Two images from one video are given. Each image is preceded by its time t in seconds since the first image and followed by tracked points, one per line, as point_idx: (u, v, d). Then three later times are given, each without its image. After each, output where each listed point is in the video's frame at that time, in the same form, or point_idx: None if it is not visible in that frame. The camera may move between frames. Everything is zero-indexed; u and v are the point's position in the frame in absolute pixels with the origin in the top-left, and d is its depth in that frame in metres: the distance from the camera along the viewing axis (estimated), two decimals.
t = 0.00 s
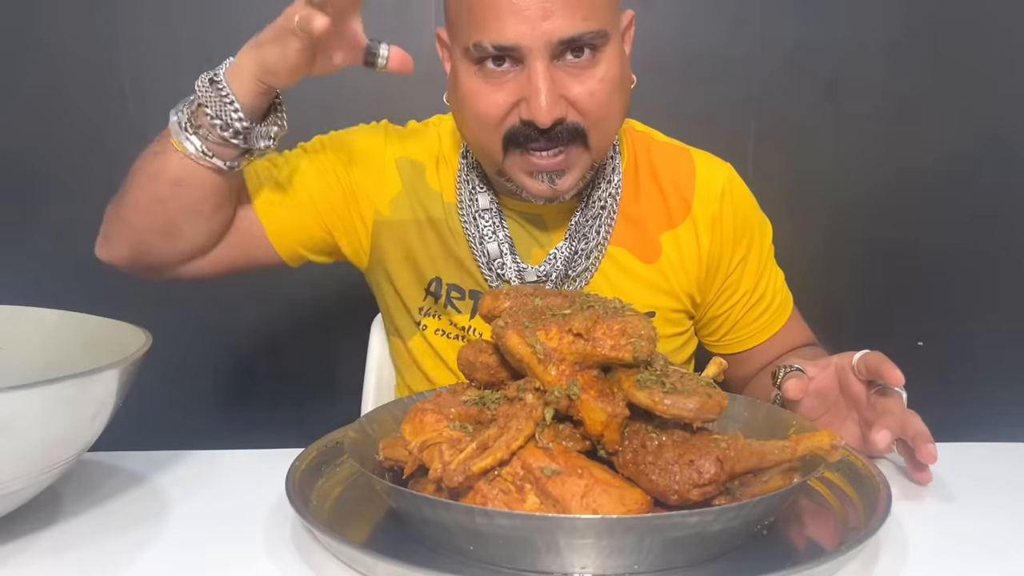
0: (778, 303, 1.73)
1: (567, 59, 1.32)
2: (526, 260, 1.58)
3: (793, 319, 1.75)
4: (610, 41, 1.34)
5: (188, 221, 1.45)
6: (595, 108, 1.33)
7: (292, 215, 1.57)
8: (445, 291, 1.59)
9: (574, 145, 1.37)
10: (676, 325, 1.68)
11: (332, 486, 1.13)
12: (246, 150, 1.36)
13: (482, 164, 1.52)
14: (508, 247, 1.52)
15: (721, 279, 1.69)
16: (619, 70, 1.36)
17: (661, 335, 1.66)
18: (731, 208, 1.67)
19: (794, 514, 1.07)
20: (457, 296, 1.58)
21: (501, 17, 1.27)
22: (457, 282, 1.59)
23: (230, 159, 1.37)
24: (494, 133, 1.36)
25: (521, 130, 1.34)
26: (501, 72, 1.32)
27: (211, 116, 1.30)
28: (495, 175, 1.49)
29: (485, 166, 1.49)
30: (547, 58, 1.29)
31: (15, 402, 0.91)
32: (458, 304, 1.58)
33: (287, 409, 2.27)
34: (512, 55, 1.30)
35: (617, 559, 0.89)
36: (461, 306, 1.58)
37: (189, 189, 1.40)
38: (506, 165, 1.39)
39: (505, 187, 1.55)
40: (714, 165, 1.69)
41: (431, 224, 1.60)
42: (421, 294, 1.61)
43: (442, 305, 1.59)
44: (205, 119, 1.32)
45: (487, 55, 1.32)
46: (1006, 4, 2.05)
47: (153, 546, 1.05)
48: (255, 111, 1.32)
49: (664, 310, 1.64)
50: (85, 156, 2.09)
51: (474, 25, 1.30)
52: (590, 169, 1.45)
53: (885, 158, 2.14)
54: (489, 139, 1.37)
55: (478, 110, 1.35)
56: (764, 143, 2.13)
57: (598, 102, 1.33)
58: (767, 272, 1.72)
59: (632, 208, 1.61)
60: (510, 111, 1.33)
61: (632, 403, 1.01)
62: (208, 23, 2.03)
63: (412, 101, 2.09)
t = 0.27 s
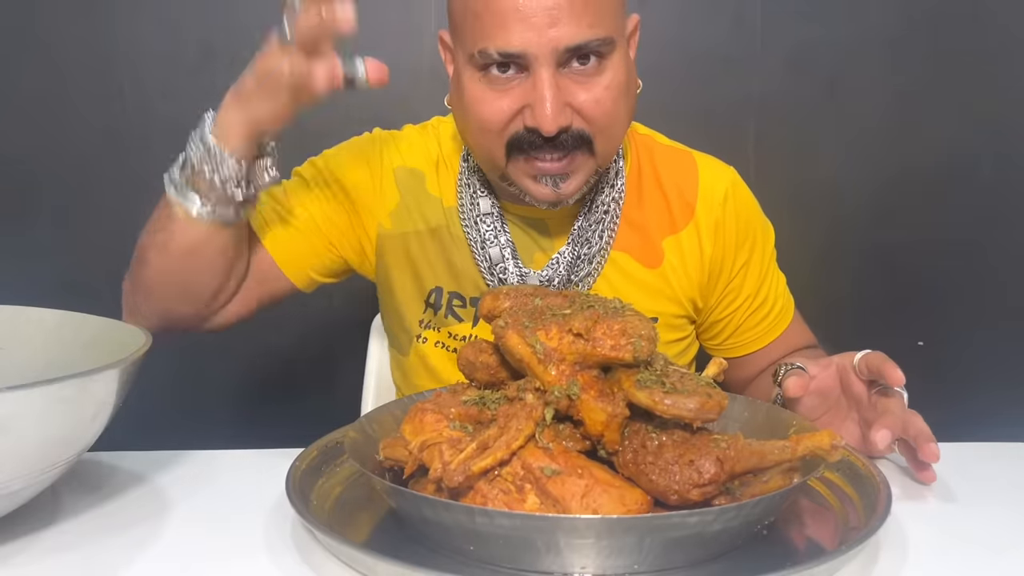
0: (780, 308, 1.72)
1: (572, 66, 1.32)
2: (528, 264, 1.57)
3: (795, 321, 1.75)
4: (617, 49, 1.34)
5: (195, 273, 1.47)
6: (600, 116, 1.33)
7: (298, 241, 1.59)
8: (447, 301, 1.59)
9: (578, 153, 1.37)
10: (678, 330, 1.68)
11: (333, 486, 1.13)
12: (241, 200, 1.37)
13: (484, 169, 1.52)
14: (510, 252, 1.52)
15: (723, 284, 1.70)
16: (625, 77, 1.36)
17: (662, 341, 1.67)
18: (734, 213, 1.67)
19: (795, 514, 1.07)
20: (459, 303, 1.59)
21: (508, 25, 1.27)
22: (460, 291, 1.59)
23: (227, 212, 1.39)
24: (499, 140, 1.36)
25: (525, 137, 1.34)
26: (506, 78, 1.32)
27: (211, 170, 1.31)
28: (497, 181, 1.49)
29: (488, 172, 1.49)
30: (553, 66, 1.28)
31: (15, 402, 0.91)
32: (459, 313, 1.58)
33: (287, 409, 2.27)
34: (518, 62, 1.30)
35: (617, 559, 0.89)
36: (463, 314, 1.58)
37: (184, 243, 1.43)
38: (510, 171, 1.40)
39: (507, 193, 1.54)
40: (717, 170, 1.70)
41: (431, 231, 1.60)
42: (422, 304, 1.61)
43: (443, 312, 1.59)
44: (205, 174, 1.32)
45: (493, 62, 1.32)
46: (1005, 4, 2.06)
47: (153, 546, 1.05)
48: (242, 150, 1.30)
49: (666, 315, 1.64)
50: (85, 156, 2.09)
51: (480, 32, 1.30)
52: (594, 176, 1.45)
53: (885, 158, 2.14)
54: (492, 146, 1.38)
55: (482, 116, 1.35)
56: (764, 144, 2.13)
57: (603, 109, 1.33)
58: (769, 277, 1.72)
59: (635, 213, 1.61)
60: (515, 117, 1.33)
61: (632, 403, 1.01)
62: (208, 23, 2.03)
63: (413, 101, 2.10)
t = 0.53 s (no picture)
0: (780, 309, 1.72)
1: (576, 64, 1.32)
2: (529, 263, 1.58)
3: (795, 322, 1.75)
4: (620, 48, 1.34)
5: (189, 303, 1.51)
6: (603, 115, 1.33)
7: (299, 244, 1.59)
8: (449, 306, 1.59)
9: (580, 153, 1.37)
10: (679, 331, 1.69)
11: (333, 486, 1.13)
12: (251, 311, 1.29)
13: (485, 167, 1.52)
14: (513, 252, 1.51)
15: (724, 283, 1.70)
16: (627, 77, 1.36)
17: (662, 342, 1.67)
18: (735, 214, 1.67)
19: (795, 514, 1.07)
20: (461, 307, 1.58)
21: (512, 21, 1.27)
22: (462, 295, 1.58)
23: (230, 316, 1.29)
24: (501, 138, 1.36)
25: (528, 135, 1.34)
26: (510, 76, 1.32)
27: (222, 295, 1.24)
28: (499, 179, 1.50)
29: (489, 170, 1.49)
30: (556, 64, 1.29)
31: (15, 401, 0.91)
32: (462, 316, 1.58)
33: (287, 409, 2.27)
34: (521, 59, 1.30)
35: (617, 559, 0.88)
36: (465, 318, 1.58)
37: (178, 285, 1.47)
38: (510, 168, 1.40)
39: (508, 192, 1.55)
40: (717, 167, 1.70)
41: (429, 235, 1.59)
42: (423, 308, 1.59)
43: (446, 316, 1.58)
44: (217, 293, 1.25)
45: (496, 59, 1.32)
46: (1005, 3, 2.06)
47: (153, 546, 1.05)
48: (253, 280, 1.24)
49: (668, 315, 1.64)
50: (85, 156, 2.09)
51: (484, 29, 1.30)
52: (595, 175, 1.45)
53: (885, 157, 2.14)
54: (495, 144, 1.38)
55: (485, 114, 1.35)
56: (765, 143, 2.13)
57: (607, 109, 1.33)
58: (770, 278, 1.72)
59: (636, 212, 1.61)
60: (519, 115, 1.33)
61: (632, 402, 1.00)
62: (208, 23, 2.03)
63: (413, 101, 2.10)
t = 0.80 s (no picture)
0: (780, 309, 1.72)
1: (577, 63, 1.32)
2: (530, 262, 1.57)
3: (795, 322, 1.75)
4: (621, 48, 1.34)
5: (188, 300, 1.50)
6: (604, 115, 1.33)
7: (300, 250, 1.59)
8: (450, 306, 1.58)
9: (580, 154, 1.37)
10: (679, 331, 1.69)
11: (333, 486, 1.13)
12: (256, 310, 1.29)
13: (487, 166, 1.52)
14: (514, 251, 1.50)
15: (724, 283, 1.70)
16: (628, 77, 1.36)
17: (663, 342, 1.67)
18: (736, 214, 1.67)
19: (795, 514, 1.07)
20: (462, 307, 1.58)
21: (513, 19, 1.27)
22: (462, 295, 1.58)
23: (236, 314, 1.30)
24: (503, 137, 1.36)
25: (529, 135, 1.34)
26: (511, 75, 1.32)
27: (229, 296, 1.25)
28: (500, 179, 1.50)
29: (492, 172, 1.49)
30: (557, 63, 1.28)
31: (14, 400, 0.91)
32: (462, 316, 1.57)
33: (287, 408, 2.26)
34: (523, 58, 1.30)
35: (617, 558, 0.88)
36: (465, 318, 1.57)
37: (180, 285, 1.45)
38: (513, 169, 1.40)
39: (509, 192, 1.55)
40: (717, 168, 1.70)
41: (431, 236, 1.59)
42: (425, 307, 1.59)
43: (448, 316, 1.58)
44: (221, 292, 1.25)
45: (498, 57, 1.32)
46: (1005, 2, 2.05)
47: (153, 546, 1.05)
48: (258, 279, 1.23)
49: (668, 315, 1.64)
50: (84, 156, 2.09)
51: (485, 27, 1.30)
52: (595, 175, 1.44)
53: (885, 156, 2.14)
54: (496, 143, 1.38)
55: (486, 112, 1.35)
56: (765, 143, 2.13)
57: (607, 108, 1.33)
58: (770, 279, 1.72)
59: (637, 212, 1.61)
60: (520, 115, 1.33)
61: (632, 402, 1.00)
62: (208, 23, 2.02)
63: (413, 101, 2.09)
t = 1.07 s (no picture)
0: (779, 305, 1.72)
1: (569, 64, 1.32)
2: (529, 257, 1.58)
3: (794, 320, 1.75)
4: (614, 48, 1.34)
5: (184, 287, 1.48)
6: (596, 115, 1.34)
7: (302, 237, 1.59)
8: (450, 299, 1.58)
9: (571, 153, 1.37)
10: (679, 325, 1.67)
11: (332, 485, 1.13)
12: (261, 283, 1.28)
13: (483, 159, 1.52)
14: (513, 247, 1.51)
15: (722, 279, 1.69)
16: (621, 76, 1.36)
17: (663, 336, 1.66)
18: (733, 210, 1.67)
19: (795, 513, 1.07)
20: (462, 302, 1.58)
21: (506, 18, 1.26)
22: (462, 289, 1.58)
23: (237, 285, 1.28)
24: (496, 136, 1.37)
25: (522, 134, 1.35)
26: (504, 73, 1.32)
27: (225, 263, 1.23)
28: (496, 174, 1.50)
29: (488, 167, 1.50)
30: (550, 62, 1.28)
31: (14, 399, 0.91)
32: (462, 311, 1.58)
33: (288, 408, 2.27)
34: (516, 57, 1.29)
35: (618, 558, 0.88)
36: (465, 312, 1.58)
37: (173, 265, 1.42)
38: (506, 166, 1.41)
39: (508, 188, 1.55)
40: (714, 164, 1.69)
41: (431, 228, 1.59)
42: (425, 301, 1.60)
43: (448, 310, 1.58)
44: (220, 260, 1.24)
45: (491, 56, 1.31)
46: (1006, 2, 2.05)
47: (153, 545, 1.05)
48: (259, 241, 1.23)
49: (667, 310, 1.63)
50: (84, 155, 2.09)
51: (479, 26, 1.29)
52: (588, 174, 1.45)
53: (884, 155, 2.14)
54: (490, 142, 1.38)
55: (480, 111, 1.35)
56: (765, 142, 2.12)
57: (599, 109, 1.33)
58: (768, 275, 1.72)
59: (635, 208, 1.61)
60: (513, 113, 1.33)
61: (633, 401, 1.00)
62: (208, 23, 2.02)
63: (413, 100, 2.09)
